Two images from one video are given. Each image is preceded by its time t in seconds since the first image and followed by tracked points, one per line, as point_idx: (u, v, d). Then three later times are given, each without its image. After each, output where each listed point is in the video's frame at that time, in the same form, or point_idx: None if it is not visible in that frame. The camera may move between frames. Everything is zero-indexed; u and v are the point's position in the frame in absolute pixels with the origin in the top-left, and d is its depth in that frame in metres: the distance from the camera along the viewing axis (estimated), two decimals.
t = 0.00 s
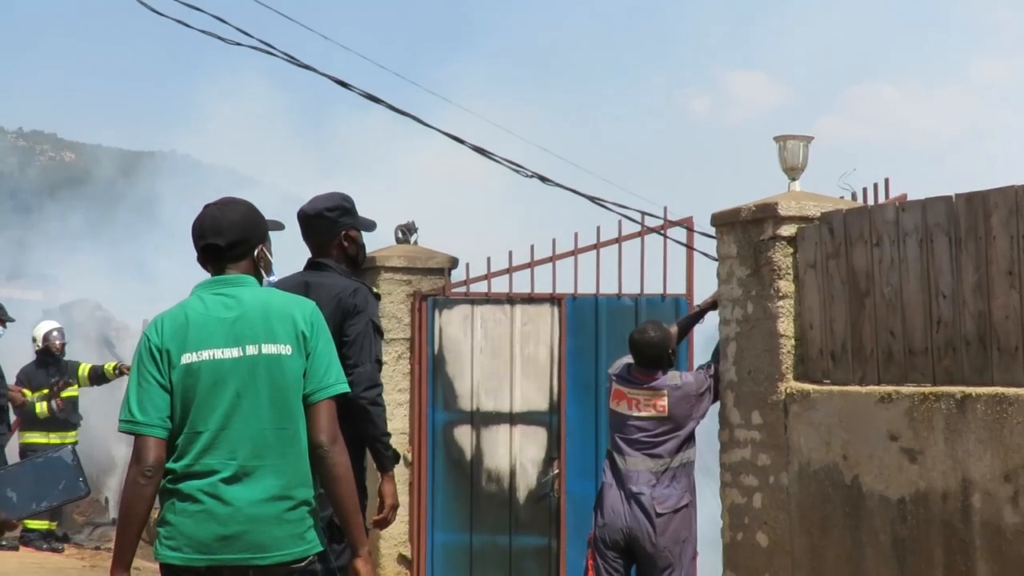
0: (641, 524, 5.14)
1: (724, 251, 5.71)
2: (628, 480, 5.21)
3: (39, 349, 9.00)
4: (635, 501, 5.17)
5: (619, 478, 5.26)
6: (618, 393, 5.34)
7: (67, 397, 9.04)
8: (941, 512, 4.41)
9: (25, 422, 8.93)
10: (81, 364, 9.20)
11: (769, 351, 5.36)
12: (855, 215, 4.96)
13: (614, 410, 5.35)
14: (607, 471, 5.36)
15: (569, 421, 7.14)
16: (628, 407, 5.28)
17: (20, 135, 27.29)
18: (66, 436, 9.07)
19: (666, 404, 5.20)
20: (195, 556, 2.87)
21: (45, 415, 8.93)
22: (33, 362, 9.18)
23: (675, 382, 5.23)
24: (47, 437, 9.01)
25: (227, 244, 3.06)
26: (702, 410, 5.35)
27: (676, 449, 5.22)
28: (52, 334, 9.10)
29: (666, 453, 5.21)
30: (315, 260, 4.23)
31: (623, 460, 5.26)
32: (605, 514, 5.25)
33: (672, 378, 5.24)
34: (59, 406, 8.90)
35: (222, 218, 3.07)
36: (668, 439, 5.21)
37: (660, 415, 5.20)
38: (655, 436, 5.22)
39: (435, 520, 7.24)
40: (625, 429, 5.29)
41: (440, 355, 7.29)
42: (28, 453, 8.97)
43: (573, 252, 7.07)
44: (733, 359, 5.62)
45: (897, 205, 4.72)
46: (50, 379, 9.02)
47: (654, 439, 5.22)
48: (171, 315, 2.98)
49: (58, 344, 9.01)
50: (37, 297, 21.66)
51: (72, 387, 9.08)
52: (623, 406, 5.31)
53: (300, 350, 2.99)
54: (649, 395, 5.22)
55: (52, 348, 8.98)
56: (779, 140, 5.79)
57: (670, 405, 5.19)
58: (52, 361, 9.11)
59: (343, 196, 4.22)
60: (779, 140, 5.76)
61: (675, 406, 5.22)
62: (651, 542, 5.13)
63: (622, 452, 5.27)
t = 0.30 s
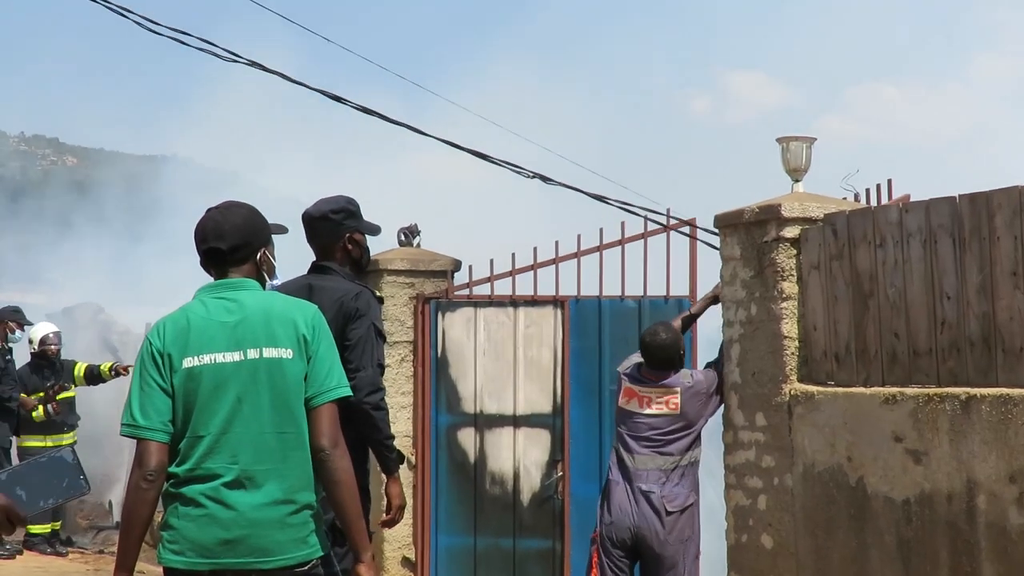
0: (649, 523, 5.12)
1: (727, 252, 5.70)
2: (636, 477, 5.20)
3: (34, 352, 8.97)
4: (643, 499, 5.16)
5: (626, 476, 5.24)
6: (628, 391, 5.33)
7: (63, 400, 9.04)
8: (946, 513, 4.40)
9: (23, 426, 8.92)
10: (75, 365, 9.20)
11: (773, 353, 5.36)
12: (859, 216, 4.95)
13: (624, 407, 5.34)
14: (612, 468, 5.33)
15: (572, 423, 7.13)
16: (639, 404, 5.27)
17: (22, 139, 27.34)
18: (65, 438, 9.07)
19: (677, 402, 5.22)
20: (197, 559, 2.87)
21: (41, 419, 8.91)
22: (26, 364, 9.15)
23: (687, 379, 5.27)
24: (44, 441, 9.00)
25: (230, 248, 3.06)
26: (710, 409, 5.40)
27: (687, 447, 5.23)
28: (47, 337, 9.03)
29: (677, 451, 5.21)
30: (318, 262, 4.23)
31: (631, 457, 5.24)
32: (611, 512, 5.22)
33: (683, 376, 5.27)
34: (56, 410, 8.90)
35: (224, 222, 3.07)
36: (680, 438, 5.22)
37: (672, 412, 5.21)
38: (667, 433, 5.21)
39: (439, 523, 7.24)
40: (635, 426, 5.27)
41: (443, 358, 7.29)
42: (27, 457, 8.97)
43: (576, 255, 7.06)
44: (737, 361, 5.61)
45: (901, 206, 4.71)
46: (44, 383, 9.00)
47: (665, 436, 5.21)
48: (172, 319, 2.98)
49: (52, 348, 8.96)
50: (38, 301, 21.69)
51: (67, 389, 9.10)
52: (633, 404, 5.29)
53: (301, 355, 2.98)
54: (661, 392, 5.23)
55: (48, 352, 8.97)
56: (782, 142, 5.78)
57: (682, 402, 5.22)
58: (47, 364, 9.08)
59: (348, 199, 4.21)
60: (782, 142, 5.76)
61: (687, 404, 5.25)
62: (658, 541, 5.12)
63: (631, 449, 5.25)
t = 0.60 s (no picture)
0: (661, 522, 5.10)
1: (735, 252, 5.70)
2: (648, 477, 5.19)
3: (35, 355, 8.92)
4: (654, 498, 5.14)
5: (638, 475, 5.22)
6: (639, 390, 5.30)
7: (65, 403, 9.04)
8: (955, 512, 4.39)
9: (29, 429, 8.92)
10: (77, 366, 9.14)
11: (781, 353, 5.35)
12: (866, 215, 4.95)
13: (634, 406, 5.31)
14: (622, 468, 5.30)
15: (580, 423, 7.14)
16: (652, 404, 5.26)
17: (29, 142, 27.41)
18: (68, 439, 9.06)
19: (690, 402, 5.24)
20: (205, 562, 2.88)
21: (43, 422, 8.89)
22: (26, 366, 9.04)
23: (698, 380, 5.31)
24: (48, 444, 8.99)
25: (234, 250, 3.06)
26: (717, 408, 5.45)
27: (698, 447, 5.25)
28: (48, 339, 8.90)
29: (688, 450, 5.22)
30: (327, 266, 4.23)
31: (643, 457, 5.22)
32: (622, 512, 5.20)
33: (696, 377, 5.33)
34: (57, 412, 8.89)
35: (229, 225, 3.08)
36: (692, 437, 5.24)
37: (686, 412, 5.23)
38: (679, 432, 5.22)
39: (448, 524, 7.24)
40: (646, 426, 5.26)
41: (451, 359, 7.30)
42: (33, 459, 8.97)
43: (583, 255, 7.07)
44: (745, 361, 5.60)
45: (908, 205, 4.70)
46: (46, 385, 8.95)
47: (676, 435, 5.21)
48: (178, 322, 2.99)
49: (53, 350, 8.89)
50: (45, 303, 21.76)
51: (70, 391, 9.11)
52: (645, 403, 5.28)
53: (307, 356, 2.98)
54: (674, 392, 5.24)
55: (50, 354, 8.90)
56: (789, 141, 5.78)
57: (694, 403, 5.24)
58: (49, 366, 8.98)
59: (365, 211, 4.25)
60: (789, 141, 5.75)
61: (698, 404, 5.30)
62: (670, 540, 5.09)
63: (642, 448, 5.23)
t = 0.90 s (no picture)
0: (668, 530, 5.11)
1: (743, 256, 5.69)
2: (652, 486, 5.18)
3: (41, 356, 8.94)
4: (659, 508, 5.14)
5: (641, 485, 5.21)
6: (636, 399, 5.27)
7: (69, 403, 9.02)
8: (962, 517, 4.38)
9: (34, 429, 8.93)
10: (82, 366, 9.13)
11: (788, 357, 5.35)
12: (874, 219, 4.94)
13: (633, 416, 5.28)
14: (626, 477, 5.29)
15: (588, 427, 7.15)
16: (651, 412, 5.22)
17: (38, 143, 27.50)
18: (73, 440, 9.07)
19: (689, 408, 5.20)
20: (211, 564, 2.89)
21: (47, 423, 8.88)
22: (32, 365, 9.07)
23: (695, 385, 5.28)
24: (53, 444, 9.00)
25: (240, 252, 3.08)
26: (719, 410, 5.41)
27: (699, 450, 5.23)
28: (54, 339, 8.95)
29: (689, 455, 5.20)
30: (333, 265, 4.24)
31: (645, 467, 5.20)
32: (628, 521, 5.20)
33: (693, 381, 5.29)
34: (61, 412, 8.91)
35: (234, 226, 3.09)
36: (692, 442, 5.21)
37: (684, 418, 5.19)
38: (680, 439, 5.20)
39: (454, 527, 7.24)
40: (646, 435, 5.23)
41: (458, 361, 7.30)
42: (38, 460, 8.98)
43: (591, 259, 7.08)
44: (752, 365, 5.60)
45: (917, 209, 4.69)
46: (50, 385, 8.96)
47: (678, 443, 5.20)
48: (184, 323, 2.99)
49: (59, 350, 8.93)
50: (52, 304, 21.81)
51: (74, 391, 9.11)
52: (643, 412, 5.25)
53: (313, 358, 2.99)
54: (671, 398, 5.20)
55: (55, 354, 8.94)
56: (798, 145, 5.78)
57: (693, 407, 5.21)
58: (54, 367, 9.00)
59: (376, 215, 4.26)
60: (798, 145, 5.76)
61: (697, 409, 5.25)
62: (679, 548, 5.10)
63: (643, 458, 5.22)
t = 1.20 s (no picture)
0: (678, 530, 5.11)
1: (746, 255, 5.70)
2: (662, 487, 5.18)
3: (45, 353, 8.95)
4: (670, 508, 5.14)
5: (652, 486, 5.21)
6: (646, 401, 5.26)
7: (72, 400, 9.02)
8: (965, 517, 4.38)
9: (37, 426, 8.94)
10: (86, 365, 9.15)
11: (791, 356, 5.35)
12: (878, 219, 4.94)
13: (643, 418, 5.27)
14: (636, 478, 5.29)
15: (590, 426, 7.15)
16: (660, 413, 5.21)
17: (42, 141, 27.54)
18: (76, 438, 9.08)
19: (697, 409, 5.20)
20: (213, 562, 2.90)
21: (50, 420, 8.87)
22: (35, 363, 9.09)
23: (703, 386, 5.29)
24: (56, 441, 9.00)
25: (240, 251, 3.08)
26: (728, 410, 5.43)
27: (710, 451, 5.22)
28: (58, 336, 8.97)
29: (700, 455, 5.20)
30: (329, 264, 4.24)
31: (656, 468, 5.20)
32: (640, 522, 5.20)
33: (701, 382, 5.29)
34: (65, 410, 8.91)
35: (234, 225, 3.10)
36: (703, 443, 5.20)
37: (694, 418, 5.18)
38: (689, 439, 5.19)
39: (457, 526, 7.24)
40: (656, 436, 5.23)
41: (461, 360, 7.31)
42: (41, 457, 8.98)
43: (594, 258, 7.08)
44: (755, 364, 5.60)
45: (920, 209, 4.69)
46: (54, 382, 8.96)
47: (687, 443, 5.19)
48: (185, 322, 3.00)
49: (63, 348, 8.94)
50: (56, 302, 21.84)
51: (77, 389, 9.12)
52: (652, 414, 5.24)
53: (315, 356, 3.00)
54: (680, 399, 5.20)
55: (59, 352, 8.95)
56: (801, 145, 5.78)
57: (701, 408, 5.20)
58: (57, 364, 9.01)
59: (376, 219, 4.27)
60: (801, 145, 5.75)
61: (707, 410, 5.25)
62: (688, 548, 5.10)
63: (654, 458, 5.21)
